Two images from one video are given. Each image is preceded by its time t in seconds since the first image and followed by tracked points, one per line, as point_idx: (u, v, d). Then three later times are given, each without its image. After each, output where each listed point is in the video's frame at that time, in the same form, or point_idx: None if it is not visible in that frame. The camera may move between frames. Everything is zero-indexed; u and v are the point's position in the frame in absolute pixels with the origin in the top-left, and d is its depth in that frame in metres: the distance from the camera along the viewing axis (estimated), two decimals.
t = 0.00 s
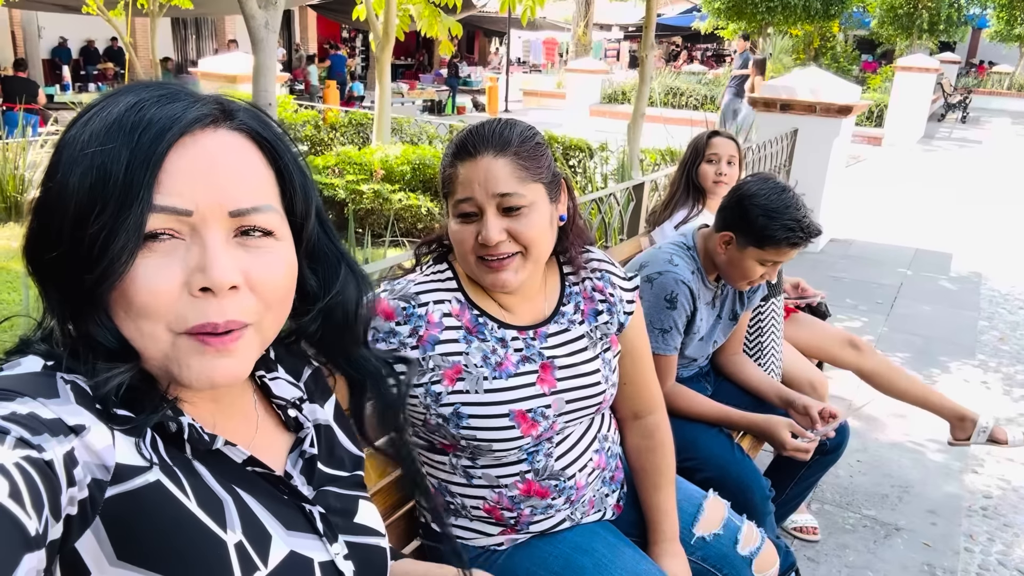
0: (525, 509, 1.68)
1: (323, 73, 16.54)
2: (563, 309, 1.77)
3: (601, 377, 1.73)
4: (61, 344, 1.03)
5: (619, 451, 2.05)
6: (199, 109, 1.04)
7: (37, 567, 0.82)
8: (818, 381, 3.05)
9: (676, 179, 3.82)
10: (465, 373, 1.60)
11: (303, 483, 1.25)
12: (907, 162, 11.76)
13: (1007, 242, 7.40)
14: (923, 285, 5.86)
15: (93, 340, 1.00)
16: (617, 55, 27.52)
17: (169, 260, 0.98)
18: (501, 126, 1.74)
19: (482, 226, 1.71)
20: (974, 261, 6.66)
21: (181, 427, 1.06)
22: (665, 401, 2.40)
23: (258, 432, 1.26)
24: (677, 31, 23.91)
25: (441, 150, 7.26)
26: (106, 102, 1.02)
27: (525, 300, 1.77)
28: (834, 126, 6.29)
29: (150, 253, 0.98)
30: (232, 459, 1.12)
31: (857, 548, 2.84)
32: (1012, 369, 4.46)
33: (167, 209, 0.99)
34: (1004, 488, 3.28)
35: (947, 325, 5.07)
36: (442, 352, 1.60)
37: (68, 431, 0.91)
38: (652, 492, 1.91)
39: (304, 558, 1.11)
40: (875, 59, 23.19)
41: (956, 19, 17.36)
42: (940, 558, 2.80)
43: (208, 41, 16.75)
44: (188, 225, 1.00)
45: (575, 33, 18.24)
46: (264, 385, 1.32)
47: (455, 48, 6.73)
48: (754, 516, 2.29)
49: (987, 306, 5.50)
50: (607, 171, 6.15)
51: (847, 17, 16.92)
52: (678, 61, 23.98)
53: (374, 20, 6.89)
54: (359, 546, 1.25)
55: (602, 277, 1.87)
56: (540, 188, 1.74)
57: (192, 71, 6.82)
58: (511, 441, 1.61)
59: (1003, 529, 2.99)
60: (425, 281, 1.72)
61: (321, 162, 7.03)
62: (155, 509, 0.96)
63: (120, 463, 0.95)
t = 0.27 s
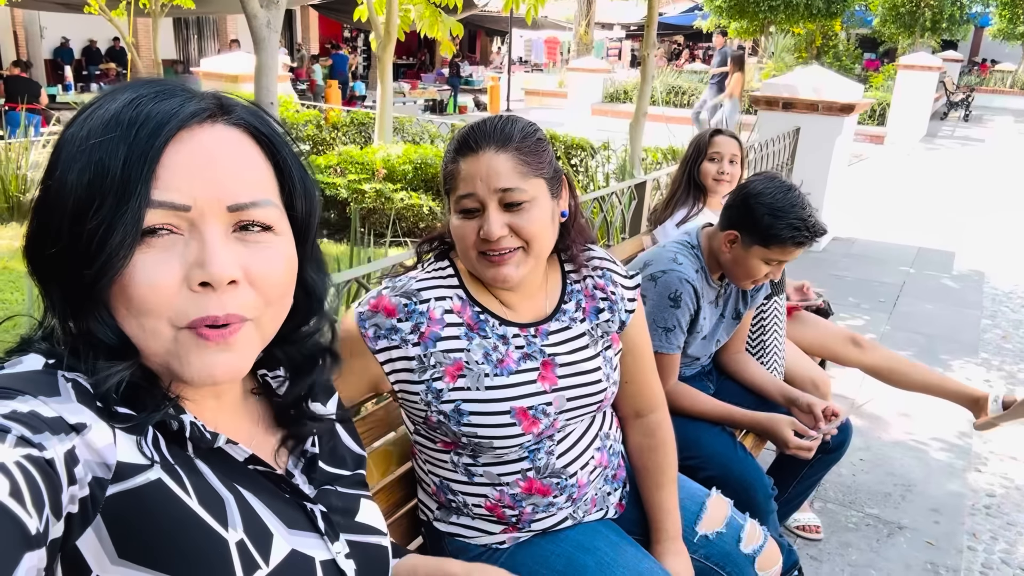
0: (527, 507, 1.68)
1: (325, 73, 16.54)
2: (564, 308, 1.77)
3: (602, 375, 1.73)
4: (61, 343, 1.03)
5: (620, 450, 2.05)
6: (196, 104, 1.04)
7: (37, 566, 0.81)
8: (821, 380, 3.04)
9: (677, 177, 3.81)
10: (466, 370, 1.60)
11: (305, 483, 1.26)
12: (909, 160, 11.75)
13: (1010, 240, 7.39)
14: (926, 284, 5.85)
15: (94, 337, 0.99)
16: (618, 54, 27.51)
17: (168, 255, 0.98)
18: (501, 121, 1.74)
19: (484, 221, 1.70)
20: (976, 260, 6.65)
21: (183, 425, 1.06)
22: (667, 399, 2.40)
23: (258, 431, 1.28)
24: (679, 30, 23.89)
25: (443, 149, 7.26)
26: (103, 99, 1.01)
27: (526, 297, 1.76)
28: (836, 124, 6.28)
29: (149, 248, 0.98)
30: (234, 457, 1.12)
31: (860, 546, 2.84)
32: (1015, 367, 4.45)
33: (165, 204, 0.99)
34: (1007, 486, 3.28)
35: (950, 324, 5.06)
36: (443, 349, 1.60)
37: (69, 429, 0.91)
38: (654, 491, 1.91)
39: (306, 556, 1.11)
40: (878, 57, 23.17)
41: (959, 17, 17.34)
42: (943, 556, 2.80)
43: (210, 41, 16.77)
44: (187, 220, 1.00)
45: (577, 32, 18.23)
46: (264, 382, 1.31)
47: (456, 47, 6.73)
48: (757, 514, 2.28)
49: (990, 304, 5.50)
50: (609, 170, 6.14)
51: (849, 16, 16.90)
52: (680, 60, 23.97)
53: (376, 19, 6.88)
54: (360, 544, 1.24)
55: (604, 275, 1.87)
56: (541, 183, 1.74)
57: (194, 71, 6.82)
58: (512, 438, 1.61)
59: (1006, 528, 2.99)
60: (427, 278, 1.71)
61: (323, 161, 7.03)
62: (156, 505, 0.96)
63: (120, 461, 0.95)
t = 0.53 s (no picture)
0: (529, 504, 1.68)
1: (323, 72, 16.52)
2: (565, 302, 1.77)
3: (604, 370, 1.73)
4: (64, 339, 1.03)
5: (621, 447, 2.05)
6: (205, 106, 1.04)
7: (39, 563, 0.81)
8: (820, 378, 3.04)
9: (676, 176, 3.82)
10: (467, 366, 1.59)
11: (304, 480, 1.26)
12: (908, 159, 11.75)
13: (1009, 238, 7.39)
14: (926, 282, 5.85)
15: (95, 334, 0.99)
16: (617, 53, 27.49)
17: (173, 257, 0.98)
18: (499, 112, 1.78)
19: (489, 200, 1.70)
20: (976, 258, 6.65)
21: (184, 422, 1.06)
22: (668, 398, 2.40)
23: (257, 429, 1.28)
24: (678, 29, 23.88)
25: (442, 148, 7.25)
26: (113, 97, 1.01)
27: (525, 290, 1.77)
28: (836, 123, 6.28)
29: (154, 249, 0.98)
30: (235, 455, 1.12)
31: (860, 544, 2.84)
32: (1015, 366, 4.45)
33: (172, 207, 0.98)
34: (1007, 484, 3.28)
35: (950, 322, 5.06)
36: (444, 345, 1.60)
37: (71, 426, 0.91)
38: (655, 488, 1.91)
39: (305, 555, 1.10)
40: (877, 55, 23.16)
41: (958, 16, 17.33)
42: (943, 554, 2.80)
43: (209, 40, 16.75)
44: (192, 222, 1.00)
45: (576, 31, 18.22)
46: (266, 380, 1.34)
47: (456, 47, 6.72)
48: (757, 512, 2.28)
49: (989, 303, 5.50)
50: (609, 168, 6.14)
51: (848, 14, 16.90)
52: (679, 59, 23.95)
53: (375, 19, 6.88)
54: (362, 544, 1.23)
55: (603, 270, 1.87)
56: (539, 164, 1.76)
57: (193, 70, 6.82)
58: (513, 434, 1.61)
59: (1006, 525, 2.99)
60: (427, 274, 1.71)
61: (323, 160, 7.03)
62: (156, 504, 0.96)
63: (122, 458, 0.95)
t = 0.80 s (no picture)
0: (528, 500, 1.68)
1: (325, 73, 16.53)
2: (564, 298, 1.76)
3: (602, 366, 1.72)
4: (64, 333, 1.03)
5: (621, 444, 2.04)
6: (215, 107, 1.03)
7: (36, 559, 0.81)
8: (822, 376, 3.04)
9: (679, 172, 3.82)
10: (467, 361, 1.60)
11: (300, 476, 1.26)
12: (910, 158, 11.73)
13: (1011, 237, 7.38)
14: (927, 281, 5.84)
15: (96, 331, 0.99)
16: (619, 53, 27.47)
17: (175, 257, 0.98)
18: (489, 113, 1.74)
19: (483, 207, 1.70)
20: (978, 257, 6.64)
21: (180, 419, 1.05)
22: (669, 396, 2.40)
23: (256, 425, 1.28)
24: (680, 28, 23.86)
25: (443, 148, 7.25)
26: (121, 94, 1.01)
27: (524, 287, 1.77)
28: (838, 122, 6.27)
29: (157, 249, 0.98)
30: (230, 452, 1.12)
31: (862, 543, 2.83)
32: (1017, 364, 4.44)
33: (176, 209, 0.98)
34: (1010, 482, 3.27)
35: (952, 320, 5.05)
36: (443, 340, 1.60)
37: (68, 421, 0.91)
38: (655, 485, 1.91)
39: (302, 554, 1.10)
40: (878, 54, 23.16)
41: (960, 15, 17.29)
42: (945, 552, 2.79)
43: (210, 41, 16.77)
44: (196, 223, 1.00)
45: (577, 31, 18.22)
46: (261, 379, 1.34)
47: (457, 46, 6.72)
48: (759, 511, 2.27)
49: (992, 302, 5.48)
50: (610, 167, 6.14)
51: (850, 14, 16.88)
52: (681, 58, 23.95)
53: (377, 18, 6.88)
54: (357, 542, 1.23)
55: (601, 266, 1.86)
56: (534, 168, 1.74)
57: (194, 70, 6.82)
58: (513, 429, 1.61)
59: (1008, 524, 2.98)
60: (426, 270, 1.71)
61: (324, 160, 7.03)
62: (154, 501, 0.96)
63: (119, 454, 0.95)
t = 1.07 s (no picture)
0: (528, 498, 1.68)
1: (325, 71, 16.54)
2: (564, 297, 1.77)
3: (603, 365, 1.72)
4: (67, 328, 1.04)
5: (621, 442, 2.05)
6: (220, 105, 1.03)
7: (36, 556, 0.82)
8: (823, 374, 3.04)
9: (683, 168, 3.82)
10: (467, 359, 1.60)
11: (301, 473, 1.26)
12: (911, 156, 11.73)
13: (1012, 236, 7.37)
14: (928, 279, 5.84)
15: (98, 327, 0.99)
16: (620, 52, 27.46)
17: (178, 255, 0.99)
18: (496, 109, 1.74)
19: (484, 205, 1.70)
20: (978, 255, 6.64)
21: (182, 415, 1.05)
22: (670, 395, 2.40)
23: (256, 422, 1.28)
24: (681, 27, 23.85)
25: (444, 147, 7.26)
26: (127, 90, 1.01)
27: (526, 285, 1.77)
28: (838, 120, 6.27)
29: (160, 246, 0.98)
30: (231, 448, 1.12)
31: (862, 540, 2.83)
32: (1017, 363, 4.44)
33: (181, 207, 0.99)
34: (1010, 480, 3.27)
35: (952, 319, 5.05)
36: (443, 338, 1.60)
37: (69, 417, 0.91)
38: (654, 482, 1.91)
39: (303, 550, 1.10)
40: (879, 53, 23.14)
41: (961, 14, 17.28)
42: (945, 550, 2.80)
43: (211, 40, 16.78)
44: (199, 221, 1.00)
45: (578, 30, 18.21)
46: (261, 376, 1.32)
47: (458, 44, 6.71)
48: (759, 508, 2.27)
49: (992, 300, 5.48)
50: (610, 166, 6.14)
51: (851, 12, 16.86)
52: (681, 57, 23.96)
53: (378, 17, 6.87)
54: (358, 537, 1.23)
55: (602, 264, 1.86)
56: (538, 166, 1.74)
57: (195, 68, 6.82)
58: (512, 427, 1.62)
59: (1009, 522, 2.98)
60: (426, 267, 1.71)
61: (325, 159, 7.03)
62: (155, 496, 0.96)
63: (120, 450, 0.95)
